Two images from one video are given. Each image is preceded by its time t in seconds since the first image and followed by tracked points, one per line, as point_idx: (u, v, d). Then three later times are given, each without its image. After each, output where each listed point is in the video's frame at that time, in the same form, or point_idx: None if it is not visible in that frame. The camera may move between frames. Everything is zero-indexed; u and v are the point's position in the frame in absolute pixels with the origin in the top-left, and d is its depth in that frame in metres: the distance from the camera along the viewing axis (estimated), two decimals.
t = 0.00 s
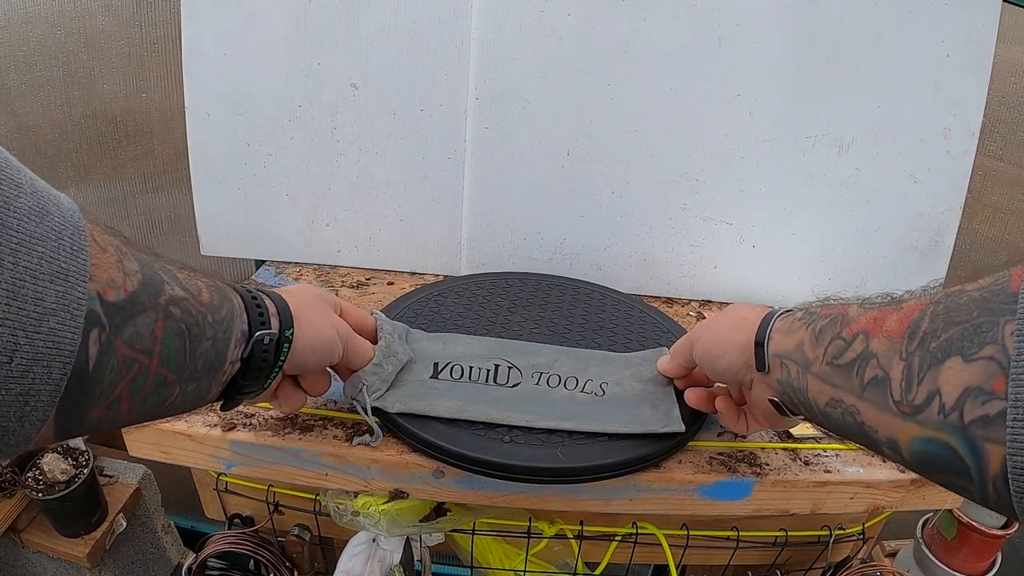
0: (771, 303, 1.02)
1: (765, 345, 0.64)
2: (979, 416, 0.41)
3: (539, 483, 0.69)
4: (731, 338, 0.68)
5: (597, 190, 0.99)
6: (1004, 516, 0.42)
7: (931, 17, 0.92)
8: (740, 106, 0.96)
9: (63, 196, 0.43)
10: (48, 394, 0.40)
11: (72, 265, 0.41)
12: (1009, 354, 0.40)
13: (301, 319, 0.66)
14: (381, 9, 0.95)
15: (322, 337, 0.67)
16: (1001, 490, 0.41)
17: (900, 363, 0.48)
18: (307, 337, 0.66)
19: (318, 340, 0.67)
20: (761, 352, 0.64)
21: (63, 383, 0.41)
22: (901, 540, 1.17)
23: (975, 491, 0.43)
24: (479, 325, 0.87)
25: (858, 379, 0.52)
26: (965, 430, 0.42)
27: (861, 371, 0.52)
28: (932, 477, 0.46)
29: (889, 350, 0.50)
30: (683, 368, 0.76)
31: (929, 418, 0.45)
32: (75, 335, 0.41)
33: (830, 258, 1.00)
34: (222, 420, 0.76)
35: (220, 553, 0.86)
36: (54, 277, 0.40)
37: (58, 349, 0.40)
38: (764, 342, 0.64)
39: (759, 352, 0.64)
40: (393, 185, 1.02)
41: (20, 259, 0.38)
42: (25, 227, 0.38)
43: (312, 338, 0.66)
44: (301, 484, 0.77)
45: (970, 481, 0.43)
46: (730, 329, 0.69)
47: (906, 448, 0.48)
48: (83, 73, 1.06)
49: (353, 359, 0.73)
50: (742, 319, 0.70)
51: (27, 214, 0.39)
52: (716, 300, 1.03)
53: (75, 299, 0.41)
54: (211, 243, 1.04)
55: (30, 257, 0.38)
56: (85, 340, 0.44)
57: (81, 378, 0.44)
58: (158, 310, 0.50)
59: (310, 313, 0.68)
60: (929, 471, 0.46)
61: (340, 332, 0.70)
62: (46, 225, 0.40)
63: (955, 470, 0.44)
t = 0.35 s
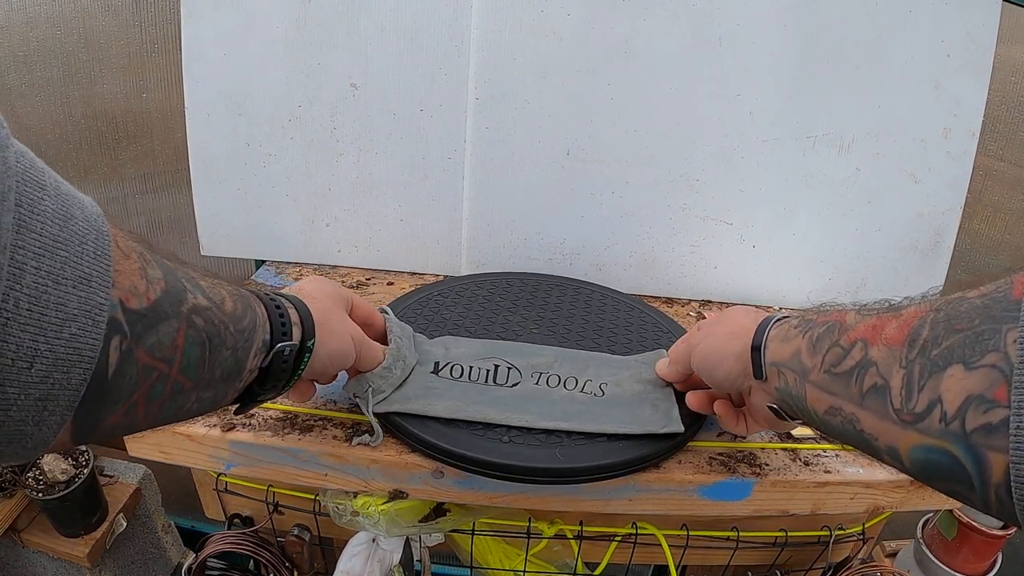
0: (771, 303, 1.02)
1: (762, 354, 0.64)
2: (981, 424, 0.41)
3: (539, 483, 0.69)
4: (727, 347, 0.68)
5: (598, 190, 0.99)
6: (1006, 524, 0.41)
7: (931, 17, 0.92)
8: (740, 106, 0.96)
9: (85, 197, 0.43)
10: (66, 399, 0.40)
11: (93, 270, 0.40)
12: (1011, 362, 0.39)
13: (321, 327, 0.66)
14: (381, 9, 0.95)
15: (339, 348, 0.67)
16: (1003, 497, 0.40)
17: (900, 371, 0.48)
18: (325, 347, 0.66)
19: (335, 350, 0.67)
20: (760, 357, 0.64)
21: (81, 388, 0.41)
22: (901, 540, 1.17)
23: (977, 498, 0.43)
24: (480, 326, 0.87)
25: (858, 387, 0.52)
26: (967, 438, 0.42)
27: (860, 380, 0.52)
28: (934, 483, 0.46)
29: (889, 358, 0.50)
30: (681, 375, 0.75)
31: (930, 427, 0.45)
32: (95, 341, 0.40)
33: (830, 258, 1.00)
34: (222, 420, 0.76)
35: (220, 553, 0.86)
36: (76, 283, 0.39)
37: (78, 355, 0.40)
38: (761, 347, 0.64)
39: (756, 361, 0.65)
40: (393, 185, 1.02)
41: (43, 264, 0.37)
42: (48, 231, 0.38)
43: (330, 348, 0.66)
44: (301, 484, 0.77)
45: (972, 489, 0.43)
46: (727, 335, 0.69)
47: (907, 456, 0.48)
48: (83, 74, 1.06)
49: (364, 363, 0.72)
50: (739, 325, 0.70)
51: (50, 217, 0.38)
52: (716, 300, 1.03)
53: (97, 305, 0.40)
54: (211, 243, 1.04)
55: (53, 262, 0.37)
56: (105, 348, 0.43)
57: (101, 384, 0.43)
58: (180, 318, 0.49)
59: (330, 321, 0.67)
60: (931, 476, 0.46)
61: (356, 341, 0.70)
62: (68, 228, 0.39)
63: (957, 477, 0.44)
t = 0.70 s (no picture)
0: (772, 303, 1.02)
1: (762, 359, 0.64)
2: (989, 431, 0.41)
3: (536, 484, 0.69)
4: (727, 351, 0.67)
5: (597, 189, 0.99)
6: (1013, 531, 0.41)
7: (934, 17, 0.91)
8: (740, 106, 0.95)
9: (75, 177, 0.43)
10: (53, 381, 0.40)
11: (82, 251, 0.40)
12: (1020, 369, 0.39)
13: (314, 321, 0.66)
14: (380, 9, 0.95)
15: (330, 344, 0.66)
16: (1011, 506, 0.40)
17: (905, 377, 0.48)
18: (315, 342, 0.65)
19: (326, 347, 0.66)
20: (760, 362, 0.64)
21: (69, 370, 0.41)
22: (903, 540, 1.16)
23: (984, 507, 0.42)
24: (479, 326, 0.87)
25: (861, 394, 0.52)
26: (974, 445, 0.41)
27: (864, 385, 0.52)
28: (937, 489, 0.46)
29: (893, 364, 0.49)
30: (682, 378, 0.75)
31: (936, 434, 0.44)
32: (83, 323, 0.40)
33: (830, 258, 1.00)
34: (221, 420, 0.76)
35: (219, 553, 0.86)
36: (65, 264, 0.39)
37: (66, 337, 0.39)
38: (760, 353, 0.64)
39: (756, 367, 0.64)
40: (393, 184, 1.01)
41: (30, 244, 0.37)
42: (35, 211, 0.38)
43: (320, 344, 0.65)
44: (299, 484, 0.77)
45: (980, 497, 0.42)
46: (726, 340, 0.68)
47: (912, 463, 0.47)
48: (83, 74, 1.06)
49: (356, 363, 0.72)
50: (738, 330, 0.69)
51: (38, 197, 0.38)
52: (716, 300, 1.03)
53: (85, 286, 0.40)
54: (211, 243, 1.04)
55: (41, 242, 0.37)
56: (92, 329, 0.42)
57: (88, 366, 0.43)
58: (168, 302, 0.49)
59: (325, 317, 0.67)
60: (933, 480, 0.46)
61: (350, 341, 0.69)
62: (57, 209, 0.39)
63: (963, 484, 0.43)
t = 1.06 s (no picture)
0: (772, 303, 1.02)
1: (762, 361, 0.63)
2: (991, 433, 0.41)
3: (538, 484, 0.69)
4: (727, 352, 0.67)
5: (597, 189, 0.99)
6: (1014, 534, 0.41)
7: (935, 16, 0.91)
8: (740, 106, 0.95)
9: (81, 166, 0.43)
10: (55, 376, 0.40)
11: (88, 244, 0.40)
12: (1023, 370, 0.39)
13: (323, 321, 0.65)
14: (380, 8, 0.94)
15: (339, 345, 0.66)
16: (1013, 508, 0.40)
17: (906, 379, 0.48)
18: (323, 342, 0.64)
19: (335, 348, 0.65)
20: (760, 363, 0.64)
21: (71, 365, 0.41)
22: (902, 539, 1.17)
23: (985, 509, 0.42)
24: (480, 326, 0.87)
25: (862, 396, 0.52)
26: (976, 447, 0.41)
27: (865, 387, 0.52)
28: (938, 490, 0.46)
29: (894, 366, 0.49)
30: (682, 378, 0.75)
31: (938, 436, 0.44)
32: (87, 317, 0.40)
33: (831, 257, 1.00)
34: (221, 420, 0.76)
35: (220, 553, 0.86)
36: (68, 256, 0.39)
37: (69, 332, 0.39)
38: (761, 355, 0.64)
39: (756, 369, 0.64)
40: (393, 184, 1.01)
41: (33, 237, 0.37)
42: (39, 203, 0.37)
43: (327, 345, 0.65)
44: (299, 484, 0.77)
45: (981, 499, 0.42)
46: (727, 340, 0.68)
47: (913, 465, 0.47)
48: (83, 74, 1.06)
49: (365, 369, 0.71)
50: (738, 331, 0.69)
51: (43, 188, 0.38)
52: (716, 300, 1.03)
53: (89, 280, 0.40)
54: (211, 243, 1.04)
55: (43, 234, 0.37)
56: (95, 324, 0.42)
57: (89, 361, 0.43)
58: (175, 298, 0.48)
59: (336, 317, 0.66)
60: (933, 481, 0.46)
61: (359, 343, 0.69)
62: (62, 201, 0.39)
63: (964, 487, 0.43)
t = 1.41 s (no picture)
0: (771, 303, 1.03)
1: (763, 365, 0.64)
2: (992, 439, 0.41)
3: (540, 484, 0.69)
4: (727, 355, 0.67)
5: (598, 190, 0.99)
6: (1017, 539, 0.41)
7: (935, 17, 0.91)
8: (740, 106, 0.95)
9: (88, 169, 0.43)
10: (65, 383, 0.40)
11: (96, 248, 0.40)
12: None
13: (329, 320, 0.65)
14: (381, 9, 0.95)
15: (346, 343, 0.66)
16: (1014, 513, 0.40)
17: (908, 384, 0.48)
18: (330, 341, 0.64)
19: (342, 347, 0.65)
20: (760, 367, 0.64)
21: (81, 371, 0.41)
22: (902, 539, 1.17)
23: (987, 514, 0.42)
24: (481, 326, 0.87)
25: (864, 401, 0.52)
26: (977, 452, 0.42)
27: (867, 392, 0.52)
28: (939, 494, 0.46)
29: (896, 370, 0.50)
30: (682, 378, 0.75)
31: (940, 441, 0.45)
32: (95, 322, 0.40)
33: (831, 258, 1.00)
34: (223, 420, 0.76)
35: (220, 553, 0.86)
36: (77, 262, 0.39)
37: (78, 337, 0.39)
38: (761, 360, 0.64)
39: (757, 373, 0.64)
40: (393, 184, 1.02)
41: (41, 242, 0.37)
42: (47, 208, 0.37)
43: (333, 345, 0.65)
44: (301, 484, 0.77)
45: (982, 504, 0.42)
46: (727, 343, 0.68)
47: (915, 471, 0.47)
48: (83, 73, 1.06)
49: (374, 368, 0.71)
50: (738, 333, 0.69)
51: (50, 193, 0.38)
52: (716, 300, 1.03)
53: (97, 285, 0.40)
54: (212, 242, 1.05)
55: (52, 240, 0.37)
56: (106, 329, 0.42)
57: (101, 367, 0.43)
58: (184, 299, 0.48)
59: (342, 316, 0.66)
60: (934, 484, 0.46)
61: (367, 343, 0.69)
62: (69, 205, 0.39)
63: (965, 492, 0.43)
